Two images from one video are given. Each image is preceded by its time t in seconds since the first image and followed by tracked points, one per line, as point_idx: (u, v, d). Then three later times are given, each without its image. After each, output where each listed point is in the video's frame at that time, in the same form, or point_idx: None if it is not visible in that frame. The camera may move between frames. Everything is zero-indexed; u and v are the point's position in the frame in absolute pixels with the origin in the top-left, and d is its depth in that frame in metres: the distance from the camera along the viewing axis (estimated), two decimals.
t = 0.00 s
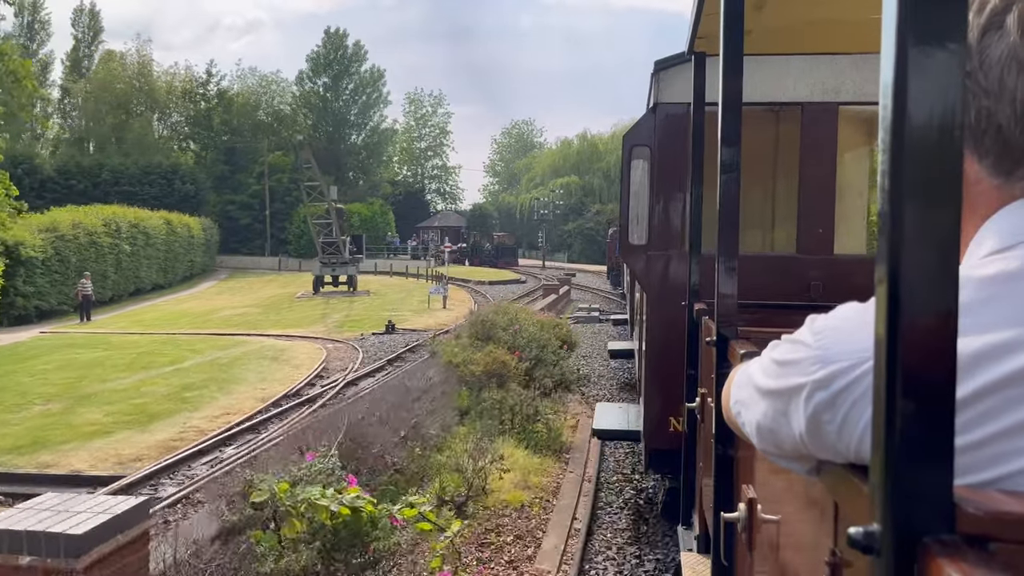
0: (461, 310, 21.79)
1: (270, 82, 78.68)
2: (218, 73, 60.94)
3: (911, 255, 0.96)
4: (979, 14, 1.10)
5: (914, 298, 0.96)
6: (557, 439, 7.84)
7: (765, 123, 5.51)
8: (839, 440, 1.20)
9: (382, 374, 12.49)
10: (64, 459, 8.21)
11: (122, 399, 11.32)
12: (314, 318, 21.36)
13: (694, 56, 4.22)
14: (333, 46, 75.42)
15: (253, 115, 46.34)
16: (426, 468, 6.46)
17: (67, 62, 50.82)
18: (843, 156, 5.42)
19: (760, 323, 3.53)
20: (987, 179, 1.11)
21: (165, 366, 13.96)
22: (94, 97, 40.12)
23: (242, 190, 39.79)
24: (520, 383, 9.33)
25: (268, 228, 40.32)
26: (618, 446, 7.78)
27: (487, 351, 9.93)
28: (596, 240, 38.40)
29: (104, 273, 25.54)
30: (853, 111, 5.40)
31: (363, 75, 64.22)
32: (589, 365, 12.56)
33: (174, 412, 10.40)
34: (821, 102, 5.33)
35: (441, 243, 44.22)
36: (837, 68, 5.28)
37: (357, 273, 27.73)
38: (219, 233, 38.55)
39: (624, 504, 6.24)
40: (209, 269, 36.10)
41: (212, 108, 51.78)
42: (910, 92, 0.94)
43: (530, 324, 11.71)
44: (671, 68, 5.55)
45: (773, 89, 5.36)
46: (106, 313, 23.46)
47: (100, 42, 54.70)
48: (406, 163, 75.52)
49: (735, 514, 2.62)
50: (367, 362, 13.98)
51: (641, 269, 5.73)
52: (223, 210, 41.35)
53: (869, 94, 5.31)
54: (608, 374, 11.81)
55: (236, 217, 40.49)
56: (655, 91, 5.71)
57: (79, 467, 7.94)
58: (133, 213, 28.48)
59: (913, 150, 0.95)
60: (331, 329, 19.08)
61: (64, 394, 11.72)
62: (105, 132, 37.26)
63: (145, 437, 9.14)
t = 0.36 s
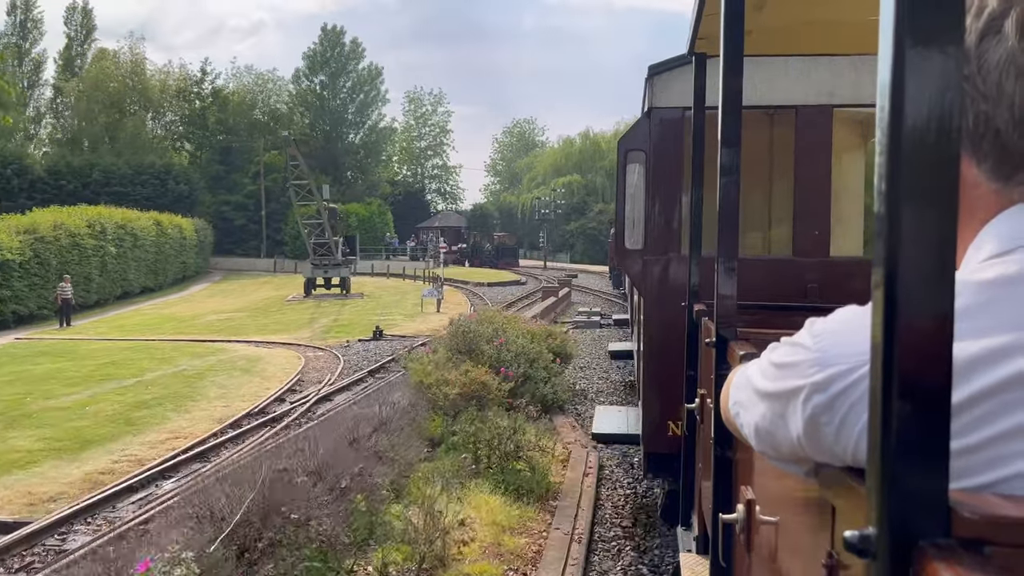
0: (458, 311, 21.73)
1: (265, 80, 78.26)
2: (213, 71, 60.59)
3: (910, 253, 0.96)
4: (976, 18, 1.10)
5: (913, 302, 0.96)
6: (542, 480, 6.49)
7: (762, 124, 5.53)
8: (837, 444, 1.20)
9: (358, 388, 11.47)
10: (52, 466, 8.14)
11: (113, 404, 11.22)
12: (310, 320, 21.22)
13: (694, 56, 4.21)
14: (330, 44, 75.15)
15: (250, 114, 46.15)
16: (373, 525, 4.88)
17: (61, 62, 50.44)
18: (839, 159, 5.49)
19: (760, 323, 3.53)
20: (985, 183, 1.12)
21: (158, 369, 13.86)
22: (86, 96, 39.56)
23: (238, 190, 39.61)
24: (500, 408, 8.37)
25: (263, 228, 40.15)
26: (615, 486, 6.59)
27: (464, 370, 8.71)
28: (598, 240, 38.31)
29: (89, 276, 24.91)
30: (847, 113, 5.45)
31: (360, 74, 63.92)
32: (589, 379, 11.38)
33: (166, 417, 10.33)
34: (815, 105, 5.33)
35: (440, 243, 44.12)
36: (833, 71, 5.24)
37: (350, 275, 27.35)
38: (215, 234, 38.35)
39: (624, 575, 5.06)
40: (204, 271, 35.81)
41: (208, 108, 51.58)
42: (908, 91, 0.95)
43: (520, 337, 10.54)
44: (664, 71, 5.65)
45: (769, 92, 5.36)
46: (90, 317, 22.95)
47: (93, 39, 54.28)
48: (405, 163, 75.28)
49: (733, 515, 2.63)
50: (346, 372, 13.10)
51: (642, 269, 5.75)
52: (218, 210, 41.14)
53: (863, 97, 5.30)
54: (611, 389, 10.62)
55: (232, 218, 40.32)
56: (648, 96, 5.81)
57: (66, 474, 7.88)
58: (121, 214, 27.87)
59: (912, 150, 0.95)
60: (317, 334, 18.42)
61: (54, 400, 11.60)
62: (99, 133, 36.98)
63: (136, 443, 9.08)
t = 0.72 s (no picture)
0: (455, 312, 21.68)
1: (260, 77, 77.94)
2: (207, 68, 60.27)
3: (912, 251, 0.96)
4: (978, 17, 1.10)
5: (914, 300, 0.97)
6: (519, 539, 5.38)
7: (761, 123, 5.53)
8: (839, 442, 1.20)
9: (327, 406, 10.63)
10: (41, 471, 8.09)
11: (104, 408, 11.13)
12: (302, 321, 21.07)
13: (693, 56, 4.22)
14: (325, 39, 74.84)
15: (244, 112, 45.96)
16: None
17: (52, 59, 50.14)
18: (838, 158, 5.50)
19: (760, 323, 3.53)
20: (988, 181, 1.12)
21: (149, 371, 13.76)
22: (78, 94, 39.10)
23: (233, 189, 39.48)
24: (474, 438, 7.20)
25: (258, 228, 40.02)
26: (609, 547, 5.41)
27: (433, 394, 7.59)
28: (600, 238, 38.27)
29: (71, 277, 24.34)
30: (848, 111, 5.45)
31: (356, 70, 63.65)
32: (584, 396, 10.27)
33: (159, 420, 10.27)
34: (815, 103, 5.33)
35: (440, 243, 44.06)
36: (831, 70, 5.25)
37: (342, 275, 27.33)
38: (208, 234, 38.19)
39: None
40: (197, 272, 35.63)
41: (204, 107, 51.37)
42: (909, 89, 0.95)
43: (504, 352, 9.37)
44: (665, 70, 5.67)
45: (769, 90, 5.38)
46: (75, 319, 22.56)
47: (84, 36, 53.92)
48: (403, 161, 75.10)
49: (733, 514, 2.62)
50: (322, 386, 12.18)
51: (641, 270, 5.74)
52: (212, 210, 41.00)
53: (863, 95, 5.30)
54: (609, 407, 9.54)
55: (225, 218, 40.16)
56: (648, 95, 5.82)
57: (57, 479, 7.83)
58: (107, 214, 27.34)
59: (913, 148, 0.96)
60: (300, 340, 17.90)
61: (45, 403, 11.51)
62: (91, 132, 36.70)
63: (127, 447, 9.01)
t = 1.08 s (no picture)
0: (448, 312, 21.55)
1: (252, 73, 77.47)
2: (199, 64, 59.91)
3: (914, 249, 0.96)
4: (979, 13, 1.10)
5: (918, 295, 0.97)
6: None
7: (757, 121, 5.52)
8: (841, 440, 1.20)
9: (289, 425, 9.52)
10: (30, 474, 8.00)
11: (95, 410, 11.07)
12: (290, 322, 20.89)
13: (692, 55, 4.21)
14: (318, 36, 74.51)
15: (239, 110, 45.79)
16: None
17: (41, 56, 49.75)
18: (836, 155, 5.49)
19: (761, 323, 3.53)
20: (990, 178, 1.12)
21: (142, 372, 13.69)
22: (67, 92, 38.68)
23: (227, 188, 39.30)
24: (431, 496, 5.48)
25: (252, 227, 39.87)
26: None
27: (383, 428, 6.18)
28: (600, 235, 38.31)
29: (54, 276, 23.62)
30: (844, 107, 5.43)
31: (351, 66, 63.42)
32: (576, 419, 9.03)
33: (153, 419, 10.23)
34: (811, 99, 5.32)
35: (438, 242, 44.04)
36: (825, 66, 5.20)
37: (331, 275, 27.20)
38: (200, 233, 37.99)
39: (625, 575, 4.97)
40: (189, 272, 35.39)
41: (197, 104, 51.16)
42: (913, 84, 0.95)
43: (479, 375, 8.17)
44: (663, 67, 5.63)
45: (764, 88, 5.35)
46: (63, 320, 22.15)
47: (74, 32, 53.50)
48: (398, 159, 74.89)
49: (735, 514, 2.62)
50: (290, 399, 11.16)
51: (640, 270, 5.73)
52: (205, 209, 40.79)
53: (858, 91, 5.27)
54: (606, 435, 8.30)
55: (218, 216, 39.96)
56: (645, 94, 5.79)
57: (50, 483, 7.82)
58: (93, 212, 26.70)
59: (915, 144, 0.96)
60: (283, 343, 17.52)
61: (33, 405, 11.40)
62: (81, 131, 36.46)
63: (120, 449, 8.97)
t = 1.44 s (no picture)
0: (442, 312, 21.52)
1: (245, 68, 77.20)
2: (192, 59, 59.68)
3: (904, 250, 0.96)
4: (972, 16, 1.10)
5: (909, 295, 0.96)
6: None
7: (751, 120, 5.50)
8: (833, 443, 1.20)
9: (244, 449, 8.24)
10: (16, 472, 7.95)
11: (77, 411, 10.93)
12: (282, 323, 20.71)
13: (688, 55, 4.21)
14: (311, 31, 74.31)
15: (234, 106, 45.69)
16: None
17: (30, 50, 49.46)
18: (831, 154, 5.50)
19: (758, 323, 3.54)
20: (983, 181, 1.12)
21: (122, 374, 13.42)
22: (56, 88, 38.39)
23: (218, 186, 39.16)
24: None
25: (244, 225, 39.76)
26: None
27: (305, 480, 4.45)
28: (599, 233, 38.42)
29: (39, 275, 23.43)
30: (837, 105, 5.40)
31: (346, 62, 63.33)
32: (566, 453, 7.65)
33: (140, 416, 10.17)
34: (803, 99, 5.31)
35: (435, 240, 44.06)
36: (816, 67, 5.26)
37: (319, 275, 27.15)
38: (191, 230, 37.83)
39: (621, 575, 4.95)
40: (178, 270, 35.22)
41: (189, 100, 50.96)
42: (904, 87, 0.95)
43: (446, 401, 6.80)
44: (652, 69, 5.73)
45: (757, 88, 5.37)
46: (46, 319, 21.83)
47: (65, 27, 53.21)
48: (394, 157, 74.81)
49: (731, 515, 2.62)
50: (253, 416, 10.04)
51: (637, 269, 5.74)
52: (194, 206, 40.61)
53: (849, 91, 5.35)
54: (600, 468, 7.06)
55: (210, 214, 39.82)
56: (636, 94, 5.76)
57: (15, 484, 7.51)
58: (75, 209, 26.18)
59: (907, 144, 0.95)
60: (267, 342, 17.43)
61: (23, 404, 11.34)
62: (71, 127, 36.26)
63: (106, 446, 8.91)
